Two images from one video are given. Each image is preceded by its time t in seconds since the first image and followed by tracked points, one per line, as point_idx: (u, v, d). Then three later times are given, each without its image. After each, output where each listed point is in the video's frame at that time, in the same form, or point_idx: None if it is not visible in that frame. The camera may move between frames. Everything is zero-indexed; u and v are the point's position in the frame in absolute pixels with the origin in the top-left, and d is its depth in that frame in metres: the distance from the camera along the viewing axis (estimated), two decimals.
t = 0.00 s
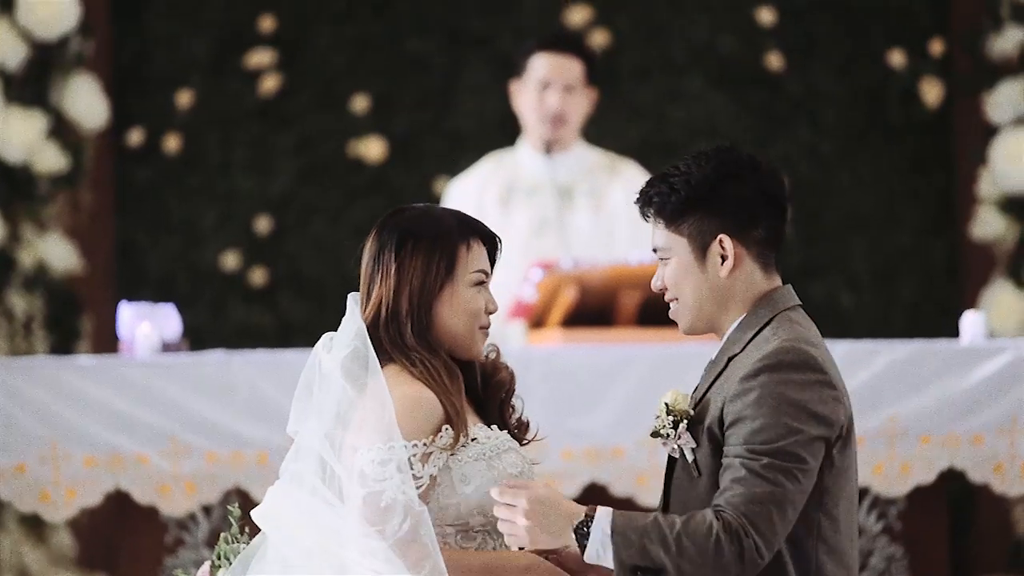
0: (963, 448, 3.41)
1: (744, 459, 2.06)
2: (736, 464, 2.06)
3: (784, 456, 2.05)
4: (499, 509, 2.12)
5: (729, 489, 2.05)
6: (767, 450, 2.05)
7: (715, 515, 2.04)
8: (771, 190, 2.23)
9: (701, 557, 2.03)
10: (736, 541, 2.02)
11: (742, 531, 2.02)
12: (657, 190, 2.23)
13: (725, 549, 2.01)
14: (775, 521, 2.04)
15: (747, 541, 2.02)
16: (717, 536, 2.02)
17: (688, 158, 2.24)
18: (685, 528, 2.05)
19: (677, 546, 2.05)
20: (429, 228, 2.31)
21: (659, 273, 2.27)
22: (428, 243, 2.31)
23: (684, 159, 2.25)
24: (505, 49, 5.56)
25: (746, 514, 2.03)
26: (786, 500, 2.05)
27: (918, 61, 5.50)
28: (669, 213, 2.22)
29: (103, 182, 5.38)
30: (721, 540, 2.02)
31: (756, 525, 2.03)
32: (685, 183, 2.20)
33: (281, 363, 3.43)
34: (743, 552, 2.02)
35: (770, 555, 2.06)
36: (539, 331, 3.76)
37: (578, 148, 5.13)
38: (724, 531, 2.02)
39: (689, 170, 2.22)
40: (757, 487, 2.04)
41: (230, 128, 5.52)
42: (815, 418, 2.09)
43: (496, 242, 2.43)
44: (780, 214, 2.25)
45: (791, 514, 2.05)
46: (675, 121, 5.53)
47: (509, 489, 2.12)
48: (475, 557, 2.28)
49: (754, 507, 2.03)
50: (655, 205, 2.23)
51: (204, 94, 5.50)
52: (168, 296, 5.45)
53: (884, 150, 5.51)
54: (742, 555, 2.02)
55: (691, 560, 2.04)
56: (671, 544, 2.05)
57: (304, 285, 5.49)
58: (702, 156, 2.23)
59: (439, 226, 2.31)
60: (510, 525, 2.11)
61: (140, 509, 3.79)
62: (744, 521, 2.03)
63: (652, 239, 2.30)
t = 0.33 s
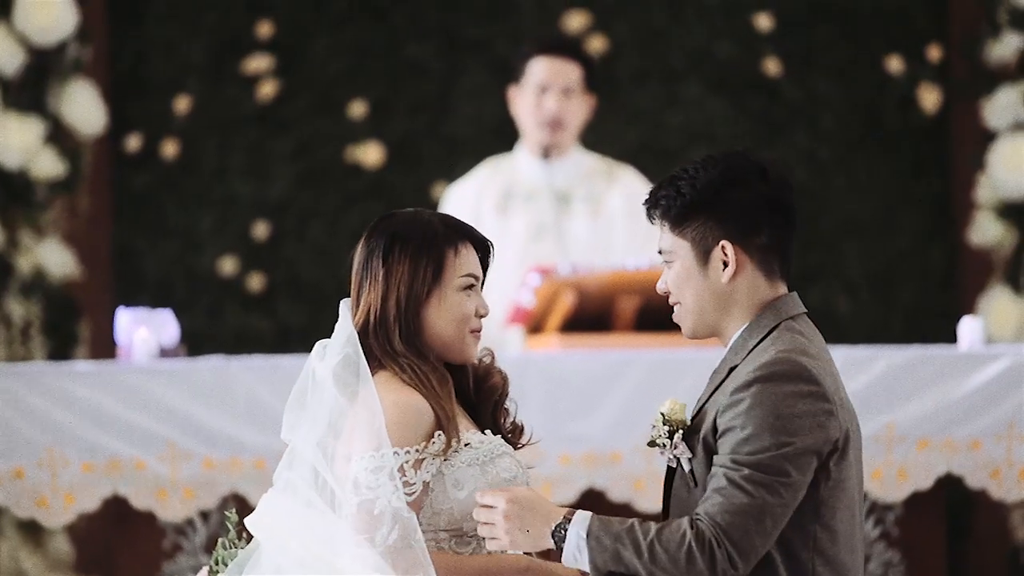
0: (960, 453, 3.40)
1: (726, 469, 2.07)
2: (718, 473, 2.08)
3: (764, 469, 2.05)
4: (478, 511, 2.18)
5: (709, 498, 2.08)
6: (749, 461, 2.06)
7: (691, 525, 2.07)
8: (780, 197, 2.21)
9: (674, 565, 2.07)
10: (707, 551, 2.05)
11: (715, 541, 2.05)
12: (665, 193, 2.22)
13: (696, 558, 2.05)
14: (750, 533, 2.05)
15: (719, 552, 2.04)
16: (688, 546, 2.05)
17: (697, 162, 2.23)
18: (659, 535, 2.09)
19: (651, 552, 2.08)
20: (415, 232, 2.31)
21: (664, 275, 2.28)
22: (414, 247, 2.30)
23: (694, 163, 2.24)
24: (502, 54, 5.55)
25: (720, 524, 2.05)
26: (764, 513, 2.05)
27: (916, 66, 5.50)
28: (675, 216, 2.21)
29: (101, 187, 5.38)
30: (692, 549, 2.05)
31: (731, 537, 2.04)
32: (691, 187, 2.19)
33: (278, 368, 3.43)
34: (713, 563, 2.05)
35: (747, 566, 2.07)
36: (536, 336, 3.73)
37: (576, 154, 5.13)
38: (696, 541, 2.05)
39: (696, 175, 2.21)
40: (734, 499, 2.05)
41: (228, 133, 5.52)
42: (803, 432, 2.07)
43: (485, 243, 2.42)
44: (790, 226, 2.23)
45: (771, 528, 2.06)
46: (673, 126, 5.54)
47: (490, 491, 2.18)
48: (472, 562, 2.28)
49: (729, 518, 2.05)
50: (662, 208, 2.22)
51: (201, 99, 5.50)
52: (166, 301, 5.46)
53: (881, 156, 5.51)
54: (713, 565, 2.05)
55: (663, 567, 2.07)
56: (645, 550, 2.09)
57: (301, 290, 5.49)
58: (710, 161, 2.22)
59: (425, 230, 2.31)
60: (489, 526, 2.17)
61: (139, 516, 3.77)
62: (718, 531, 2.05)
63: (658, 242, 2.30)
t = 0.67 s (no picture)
0: (955, 452, 3.40)
1: (703, 463, 2.09)
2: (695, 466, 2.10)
3: (736, 465, 2.05)
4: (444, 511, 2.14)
5: (683, 490, 2.09)
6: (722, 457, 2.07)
7: (657, 516, 2.08)
8: (775, 196, 2.20)
9: (636, 555, 2.08)
10: (669, 543, 2.06)
11: (678, 533, 2.06)
12: (662, 191, 2.22)
13: (657, 549, 2.06)
14: (715, 527, 2.05)
15: (680, 543, 2.06)
16: (650, 537, 2.07)
17: (693, 161, 2.23)
18: (625, 526, 2.10)
19: (616, 544, 2.10)
20: (397, 236, 2.32)
21: (659, 272, 2.29)
22: (396, 251, 2.31)
23: (689, 161, 2.23)
24: (497, 53, 5.55)
25: (686, 516, 2.07)
26: (732, 510, 2.05)
27: (912, 65, 5.48)
28: (670, 214, 2.22)
29: (95, 187, 5.38)
30: (654, 540, 2.06)
31: (697, 531, 2.05)
32: (686, 185, 2.19)
33: (273, 367, 3.43)
34: (674, 555, 2.06)
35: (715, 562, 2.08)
36: (532, 335, 3.74)
37: (570, 153, 5.13)
38: (659, 532, 2.07)
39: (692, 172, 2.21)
40: (705, 493, 2.06)
41: (223, 132, 5.52)
42: (783, 432, 2.07)
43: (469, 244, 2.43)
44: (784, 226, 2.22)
45: (737, 525, 2.06)
46: (668, 126, 5.54)
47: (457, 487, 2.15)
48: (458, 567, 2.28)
49: (696, 511, 2.06)
50: (658, 205, 2.23)
51: (196, 99, 5.50)
52: (161, 300, 5.46)
53: (876, 154, 5.51)
54: (673, 556, 2.06)
55: (628, 558, 2.09)
56: (610, 542, 2.10)
57: (296, 290, 5.49)
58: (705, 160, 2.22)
59: (406, 235, 2.32)
60: (456, 526, 2.13)
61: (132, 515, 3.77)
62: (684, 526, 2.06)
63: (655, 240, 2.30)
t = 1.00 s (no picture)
0: (954, 448, 3.40)
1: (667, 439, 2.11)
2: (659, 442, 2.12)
3: (697, 445, 2.07)
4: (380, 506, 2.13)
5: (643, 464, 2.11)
6: (685, 437, 2.09)
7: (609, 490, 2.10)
8: (752, 195, 2.20)
9: (582, 530, 2.09)
10: (615, 514, 2.08)
11: (626, 504, 2.08)
12: (641, 191, 2.23)
13: (603, 520, 2.08)
14: (664, 501, 2.07)
15: (625, 514, 2.07)
16: (597, 508, 2.09)
17: (671, 163, 2.24)
18: (569, 504, 2.11)
19: (563, 522, 2.10)
20: (394, 241, 2.32)
21: (637, 274, 2.29)
22: (393, 256, 2.32)
23: (668, 164, 2.25)
24: (496, 50, 5.55)
25: (639, 488, 2.08)
26: (687, 489, 2.07)
27: (910, 61, 5.49)
28: (648, 213, 2.22)
29: (93, 184, 5.38)
30: (600, 511, 2.08)
31: (650, 508, 2.07)
32: (664, 184, 2.21)
33: (272, 364, 3.43)
34: (619, 527, 2.07)
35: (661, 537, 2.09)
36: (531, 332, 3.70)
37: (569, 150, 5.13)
38: (604, 505, 2.08)
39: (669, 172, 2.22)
40: (665, 471, 2.08)
41: (221, 129, 5.52)
42: (751, 420, 2.08)
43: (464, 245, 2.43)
44: (762, 224, 2.21)
45: (686, 502, 2.07)
46: (666, 123, 5.54)
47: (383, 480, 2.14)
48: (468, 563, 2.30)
49: (650, 484, 2.08)
50: (636, 204, 2.23)
51: (195, 96, 5.50)
52: (159, 298, 5.46)
53: (874, 151, 5.51)
54: (618, 526, 2.07)
55: (574, 535, 2.10)
56: (556, 520, 2.11)
57: (294, 287, 5.49)
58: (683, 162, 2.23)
59: (403, 238, 2.32)
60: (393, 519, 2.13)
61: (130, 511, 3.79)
62: (637, 500, 2.07)
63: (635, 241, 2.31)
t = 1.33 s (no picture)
0: (942, 442, 3.38)
1: (653, 447, 2.20)
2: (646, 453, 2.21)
3: (688, 446, 2.17)
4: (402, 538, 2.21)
5: (637, 477, 2.20)
6: (673, 438, 2.18)
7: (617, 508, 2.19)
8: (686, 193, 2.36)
9: (603, 550, 2.18)
10: (632, 531, 2.17)
11: (639, 519, 2.17)
12: (581, 189, 2.35)
13: (622, 538, 2.16)
14: (675, 508, 2.16)
15: (643, 529, 2.16)
16: (613, 528, 2.17)
17: (607, 165, 2.38)
18: (585, 525, 2.20)
19: (580, 543, 2.19)
20: (406, 260, 2.34)
21: (575, 272, 2.39)
22: (407, 274, 2.33)
23: (603, 166, 2.39)
24: (485, 45, 5.55)
25: (645, 502, 2.17)
26: (689, 490, 2.16)
27: (899, 56, 5.51)
28: (590, 209, 2.34)
29: (82, 180, 5.38)
30: (618, 530, 2.17)
31: (658, 514, 2.16)
32: (606, 180, 2.33)
33: (263, 360, 3.41)
34: (639, 542, 2.16)
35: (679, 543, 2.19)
36: (520, 327, 3.71)
37: (558, 144, 5.14)
38: (620, 523, 2.17)
39: (607, 171, 2.36)
40: (661, 475, 2.17)
41: (211, 125, 5.52)
42: (731, 406, 2.18)
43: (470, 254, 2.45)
44: (698, 220, 2.37)
45: (695, 503, 2.17)
46: (655, 117, 5.54)
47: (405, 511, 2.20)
48: None
49: (654, 495, 2.17)
50: (576, 201, 2.35)
51: (184, 92, 5.50)
52: (149, 294, 5.46)
53: (864, 146, 5.52)
54: (639, 541, 2.16)
55: (597, 555, 2.18)
56: (572, 540, 2.20)
57: (285, 283, 5.50)
58: (618, 163, 2.38)
59: (414, 257, 2.34)
60: (416, 550, 2.20)
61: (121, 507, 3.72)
62: (645, 511, 2.17)
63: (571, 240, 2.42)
